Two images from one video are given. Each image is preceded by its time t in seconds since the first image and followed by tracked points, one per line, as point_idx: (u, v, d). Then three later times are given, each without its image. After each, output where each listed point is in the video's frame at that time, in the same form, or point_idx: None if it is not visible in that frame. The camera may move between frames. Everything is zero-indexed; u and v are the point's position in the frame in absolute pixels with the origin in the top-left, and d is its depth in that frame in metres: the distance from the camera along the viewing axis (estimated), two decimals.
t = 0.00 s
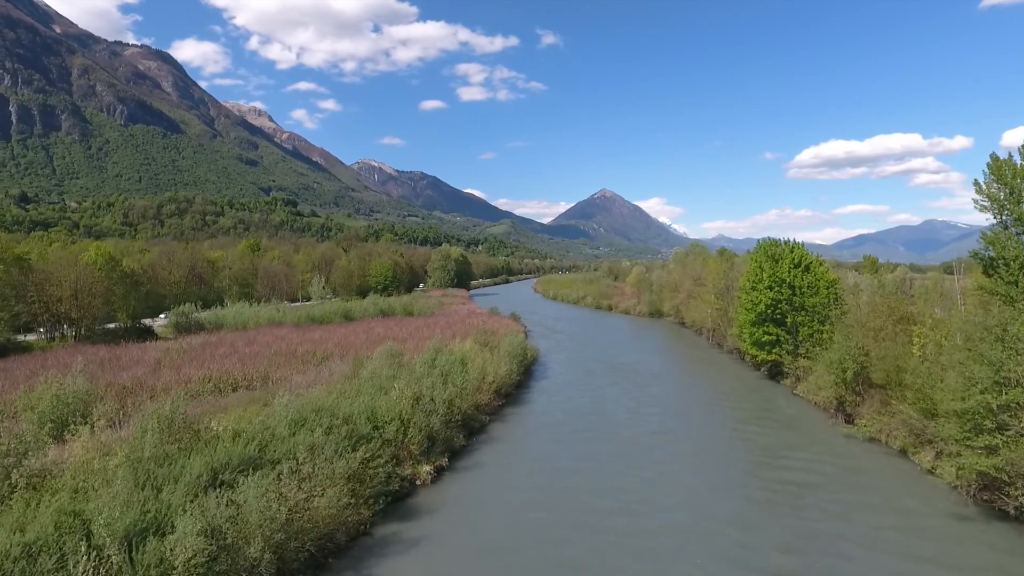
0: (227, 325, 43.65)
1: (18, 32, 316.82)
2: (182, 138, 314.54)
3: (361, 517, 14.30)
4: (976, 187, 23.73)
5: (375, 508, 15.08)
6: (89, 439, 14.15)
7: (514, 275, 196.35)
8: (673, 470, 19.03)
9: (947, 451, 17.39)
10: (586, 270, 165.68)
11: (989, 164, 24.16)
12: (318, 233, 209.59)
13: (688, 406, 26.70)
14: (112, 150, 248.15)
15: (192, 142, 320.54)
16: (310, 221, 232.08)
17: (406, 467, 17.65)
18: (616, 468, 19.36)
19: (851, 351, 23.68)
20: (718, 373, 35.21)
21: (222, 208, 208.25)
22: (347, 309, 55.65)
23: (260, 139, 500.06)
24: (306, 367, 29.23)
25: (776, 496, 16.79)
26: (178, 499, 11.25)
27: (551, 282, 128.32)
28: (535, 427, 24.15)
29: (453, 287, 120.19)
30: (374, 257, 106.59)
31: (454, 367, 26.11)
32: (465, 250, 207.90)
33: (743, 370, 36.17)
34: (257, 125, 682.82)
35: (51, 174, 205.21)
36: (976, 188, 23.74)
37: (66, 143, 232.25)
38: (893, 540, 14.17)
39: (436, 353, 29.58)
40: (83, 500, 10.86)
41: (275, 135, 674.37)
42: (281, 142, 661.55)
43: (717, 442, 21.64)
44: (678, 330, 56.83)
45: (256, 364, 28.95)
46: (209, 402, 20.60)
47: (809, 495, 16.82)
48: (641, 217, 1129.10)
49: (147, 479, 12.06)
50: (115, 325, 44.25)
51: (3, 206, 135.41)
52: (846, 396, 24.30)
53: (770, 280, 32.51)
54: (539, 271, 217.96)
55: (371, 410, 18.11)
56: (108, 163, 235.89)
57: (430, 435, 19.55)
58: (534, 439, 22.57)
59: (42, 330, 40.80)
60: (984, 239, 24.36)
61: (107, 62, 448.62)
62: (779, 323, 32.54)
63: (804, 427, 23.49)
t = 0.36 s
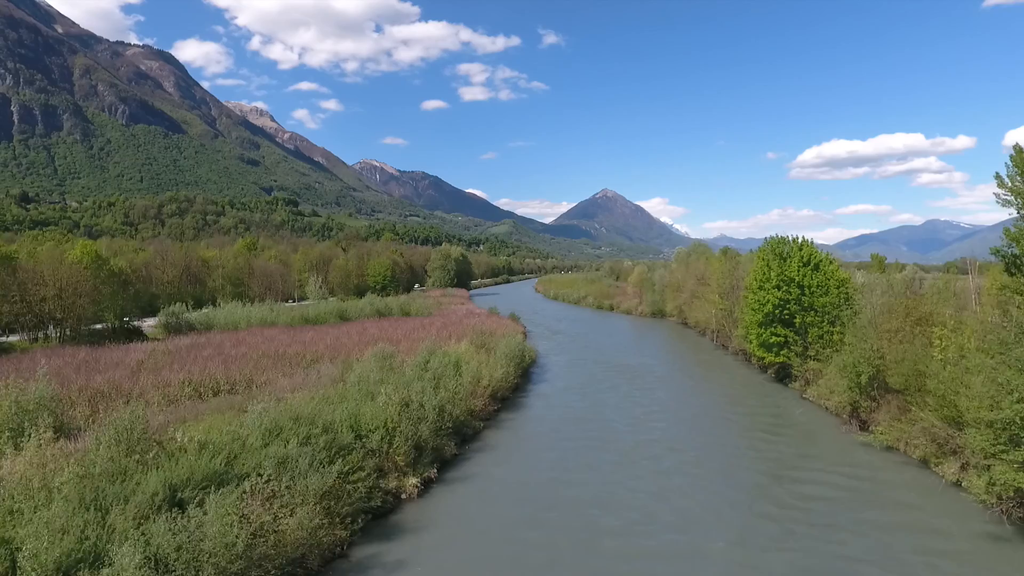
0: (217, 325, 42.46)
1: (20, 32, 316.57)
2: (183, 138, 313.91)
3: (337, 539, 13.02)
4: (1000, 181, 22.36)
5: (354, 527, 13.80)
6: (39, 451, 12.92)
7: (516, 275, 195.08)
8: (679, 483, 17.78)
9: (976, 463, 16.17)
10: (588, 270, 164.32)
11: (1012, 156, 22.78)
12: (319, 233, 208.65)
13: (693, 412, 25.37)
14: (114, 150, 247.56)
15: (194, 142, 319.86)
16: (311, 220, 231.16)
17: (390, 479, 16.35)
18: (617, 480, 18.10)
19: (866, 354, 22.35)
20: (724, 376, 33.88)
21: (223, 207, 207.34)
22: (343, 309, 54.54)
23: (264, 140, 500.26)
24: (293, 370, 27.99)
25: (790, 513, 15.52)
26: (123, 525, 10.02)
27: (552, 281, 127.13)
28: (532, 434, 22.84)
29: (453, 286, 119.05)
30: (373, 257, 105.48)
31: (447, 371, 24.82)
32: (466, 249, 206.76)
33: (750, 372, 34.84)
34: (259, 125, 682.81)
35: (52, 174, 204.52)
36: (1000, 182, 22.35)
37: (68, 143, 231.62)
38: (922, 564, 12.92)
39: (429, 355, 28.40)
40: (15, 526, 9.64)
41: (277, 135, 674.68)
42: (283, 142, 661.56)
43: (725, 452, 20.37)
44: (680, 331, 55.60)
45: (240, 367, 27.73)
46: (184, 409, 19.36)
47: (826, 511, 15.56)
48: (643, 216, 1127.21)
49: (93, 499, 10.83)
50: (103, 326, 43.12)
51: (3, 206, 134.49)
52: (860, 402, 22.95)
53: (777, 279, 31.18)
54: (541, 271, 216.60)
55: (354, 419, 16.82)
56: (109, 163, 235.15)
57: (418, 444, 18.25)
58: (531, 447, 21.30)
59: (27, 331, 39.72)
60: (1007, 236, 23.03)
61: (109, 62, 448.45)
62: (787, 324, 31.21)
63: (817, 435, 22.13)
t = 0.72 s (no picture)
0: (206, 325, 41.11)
1: (23, 32, 316.48)
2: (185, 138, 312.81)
3: (307, 564, 11.74)
4: None
5: (328, 550, 12.53)
6: None
7: (517, 275, 193.63)
8: (685, 497, 16.50)
9: (1010, 476, 14.85)
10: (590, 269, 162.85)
11: None
12: (320, 233, 207.36)
13: (698, 419, 24.04)
14: (115, 150, 246.46)
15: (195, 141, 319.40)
16: (312, 220, 229.84)
17: (372, 494, 15.05)
18: (618, 494, 16.82)
19: (881, 357, 21.03)
20: (729, 379, 32.54)
21: (223, 207, 206.52)
22: (338, 309, 53.36)
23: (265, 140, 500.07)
24: (279, 373, 26.70)
25: (806, 532, 14.22)
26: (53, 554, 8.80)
27: (553, 281, 125.91)
28: (527, 443, 21.46)
29: (453, 286, 117.86)
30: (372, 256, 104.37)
31: (438, 374, 23.48)
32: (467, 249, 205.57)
33: (757, 375, 33.49)
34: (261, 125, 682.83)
35: (54, 174, 203.99)
36: None
37: (69, 143, 231.11)
38: None
39: (422, 357, 27.14)
40: None
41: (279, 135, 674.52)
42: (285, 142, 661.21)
43: (734, 462, 19.06)
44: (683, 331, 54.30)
45: (223, 369, 26.42)
46: (154, 417, 18.02)
47: (846, 530, 14.26)
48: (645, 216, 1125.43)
49: (27, 523, 9.62)
50: (88, 326, 41.83)
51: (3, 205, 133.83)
52: (876, 407, 21.64)
53: (786, 277, 29.84)
54: (542, 271, 215.00)
55: (333, 428, 15.55)
56: (110, 163, 234.57)
57: (405, 454, 16.94)
58: (526, 457, 20.01)
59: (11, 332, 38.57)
60: None
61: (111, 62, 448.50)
62: (796, 324, 29.85)
63: (831, 444, 20.74)
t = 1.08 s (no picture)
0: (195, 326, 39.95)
1: (24, 32, 316.01)
2: (185, 137, 312.03)
3: None
4: None
5: None
6: None
7: (518, 275, 192.36)
8: (692, 513, 15.22)
9: None
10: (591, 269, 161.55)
11: None
12: (320, 233, 206.36)
13: (704, 425, 22.73)
14: (116, 149, 245.72)
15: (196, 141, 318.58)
16: (312, 220, 228.84)
17: (350, 511, 13.78)
18: (619, 509, 15.54)
19: (900, 361, 19.76)
20: (734, 381, 31.25)
21: (224, 207, 205.57)
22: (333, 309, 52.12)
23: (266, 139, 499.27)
24: (263, 376, 25.49)
25: (827, 555, 12.93)
26: None
27: (554, 280, 124.62)
28: (522, 451, 20.17)
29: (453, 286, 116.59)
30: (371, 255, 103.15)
31: (429, 378, 22.20)
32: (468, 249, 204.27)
33: (763, 377, 32.22)
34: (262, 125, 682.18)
35: (54, 173, 203.15)
36: None
37: (70, 143, 230.28)
38: None
39: (413, 359, 25.89)
40: None
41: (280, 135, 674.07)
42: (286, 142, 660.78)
43: (743, 473, 17.78)
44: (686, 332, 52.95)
45: (205, 372, 25.21)
46: (121, 425, 16.75)
47: (870, 553, 12.98)
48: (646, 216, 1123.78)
49: None
50: (74, 327, 40.70)
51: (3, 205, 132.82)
52: (894, 413, 20.32)
53: (795, 276, 28.50)
54: (543, 271, 213.71)
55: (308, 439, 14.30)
56: (111, 163, 233.83)
57: (389, 466, 15.66)
58: (521, 467, 18.72)
59: None
60: None
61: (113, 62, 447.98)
62: (805, 325, 28.52)
63: (847, 454, 19.41)
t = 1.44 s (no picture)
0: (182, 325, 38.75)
1: (25, 32, 315.38)
2: (186, 137, 311.18)
3: None
4: None
5: None
6: None
7: (518, 275, 191.11)
8: (699, 532, 13.92)
9: None
10: (592, 269, 160.24)
11: None
12: (320, 232, 205.27)
13: (710, 432, 21.47)
14: (117, 149, 244.77)
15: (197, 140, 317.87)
16: (312, 220, 227.85)
17: (323, 530, 12.57)
18: (619, 527, 14.27)
19: (919, 364, 18.46)
20: (740, 383, 30.00)
21: (224, 206, 204.59)
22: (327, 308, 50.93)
23: (267, 139, 498.89)
24: (246, 379, 24.27)
25: None
26: None
27: (555, 280, 123.49)
28: (516, 462, 18.92)
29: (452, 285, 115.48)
30: (369, 254, 102.04)
31: (419, 382, 20.97)
32: (469, 249, 203.16)
33: (770, 379, 30.97)
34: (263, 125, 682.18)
35: (55, 173, 202.31)
36: None
37: (70, 142, 229.38)
38: None
39: (403, 361, 24.66)
40: None
41: (281, 135, 674.36)
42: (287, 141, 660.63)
43: (753, 487, 16.48)
44: (688, 332, 51.73)
45: (184, 374, 23.98)
46: (82, 432, 15.51)
47: None
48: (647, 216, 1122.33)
49: None
50: (58, 326, 39.50)
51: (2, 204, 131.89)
52: (913, 419, 18.97)
53: (805, 274, 27.17)
54: (544, 271, 212.47)
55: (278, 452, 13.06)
56: (112, 163, 232.98)
57: (368, 479, 14.45)
58: (513, 479, 17.47)
59: None
60: None
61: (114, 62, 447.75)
62: (815, 325, 27.21)
63: (864, 465, 18.13)
